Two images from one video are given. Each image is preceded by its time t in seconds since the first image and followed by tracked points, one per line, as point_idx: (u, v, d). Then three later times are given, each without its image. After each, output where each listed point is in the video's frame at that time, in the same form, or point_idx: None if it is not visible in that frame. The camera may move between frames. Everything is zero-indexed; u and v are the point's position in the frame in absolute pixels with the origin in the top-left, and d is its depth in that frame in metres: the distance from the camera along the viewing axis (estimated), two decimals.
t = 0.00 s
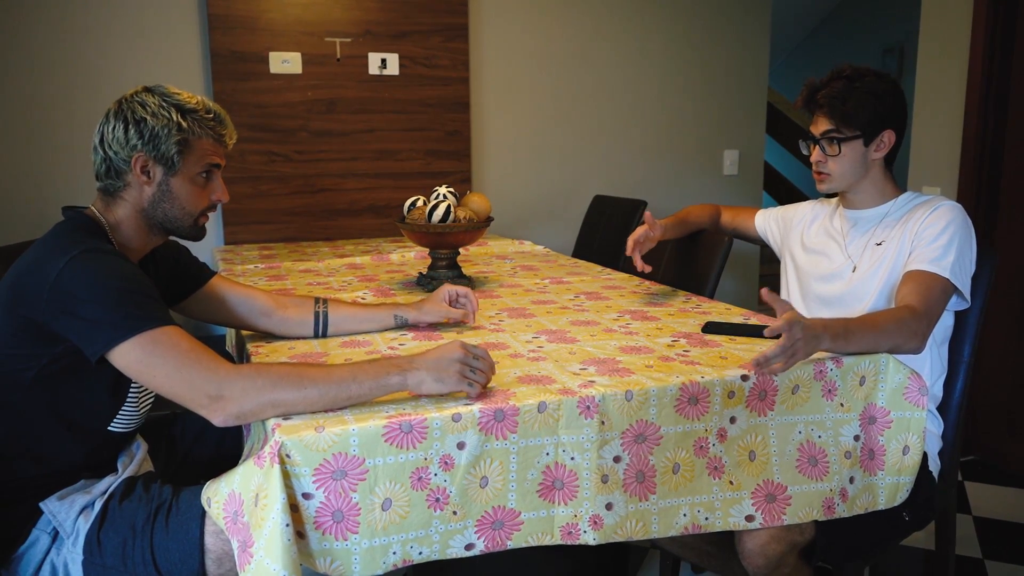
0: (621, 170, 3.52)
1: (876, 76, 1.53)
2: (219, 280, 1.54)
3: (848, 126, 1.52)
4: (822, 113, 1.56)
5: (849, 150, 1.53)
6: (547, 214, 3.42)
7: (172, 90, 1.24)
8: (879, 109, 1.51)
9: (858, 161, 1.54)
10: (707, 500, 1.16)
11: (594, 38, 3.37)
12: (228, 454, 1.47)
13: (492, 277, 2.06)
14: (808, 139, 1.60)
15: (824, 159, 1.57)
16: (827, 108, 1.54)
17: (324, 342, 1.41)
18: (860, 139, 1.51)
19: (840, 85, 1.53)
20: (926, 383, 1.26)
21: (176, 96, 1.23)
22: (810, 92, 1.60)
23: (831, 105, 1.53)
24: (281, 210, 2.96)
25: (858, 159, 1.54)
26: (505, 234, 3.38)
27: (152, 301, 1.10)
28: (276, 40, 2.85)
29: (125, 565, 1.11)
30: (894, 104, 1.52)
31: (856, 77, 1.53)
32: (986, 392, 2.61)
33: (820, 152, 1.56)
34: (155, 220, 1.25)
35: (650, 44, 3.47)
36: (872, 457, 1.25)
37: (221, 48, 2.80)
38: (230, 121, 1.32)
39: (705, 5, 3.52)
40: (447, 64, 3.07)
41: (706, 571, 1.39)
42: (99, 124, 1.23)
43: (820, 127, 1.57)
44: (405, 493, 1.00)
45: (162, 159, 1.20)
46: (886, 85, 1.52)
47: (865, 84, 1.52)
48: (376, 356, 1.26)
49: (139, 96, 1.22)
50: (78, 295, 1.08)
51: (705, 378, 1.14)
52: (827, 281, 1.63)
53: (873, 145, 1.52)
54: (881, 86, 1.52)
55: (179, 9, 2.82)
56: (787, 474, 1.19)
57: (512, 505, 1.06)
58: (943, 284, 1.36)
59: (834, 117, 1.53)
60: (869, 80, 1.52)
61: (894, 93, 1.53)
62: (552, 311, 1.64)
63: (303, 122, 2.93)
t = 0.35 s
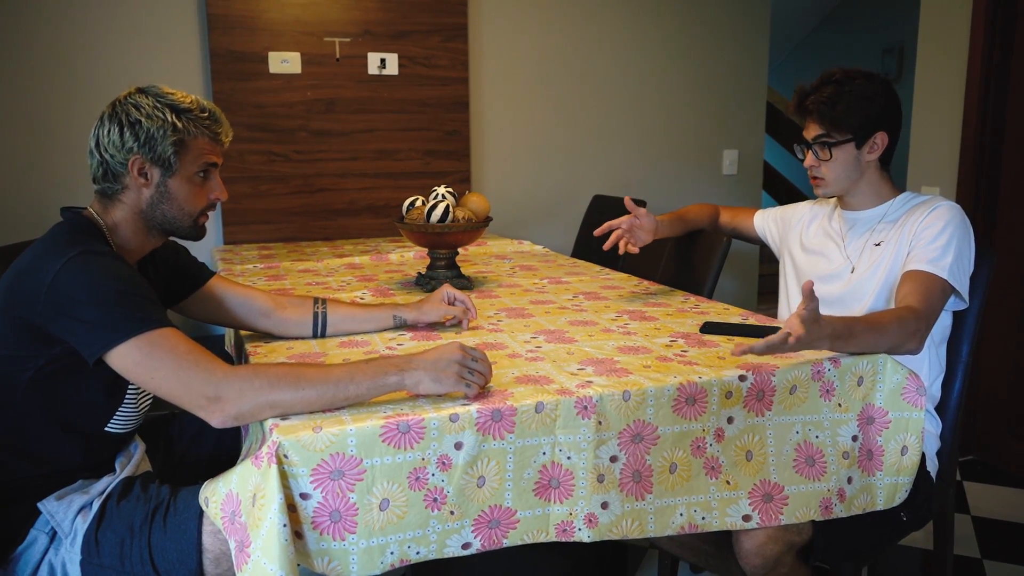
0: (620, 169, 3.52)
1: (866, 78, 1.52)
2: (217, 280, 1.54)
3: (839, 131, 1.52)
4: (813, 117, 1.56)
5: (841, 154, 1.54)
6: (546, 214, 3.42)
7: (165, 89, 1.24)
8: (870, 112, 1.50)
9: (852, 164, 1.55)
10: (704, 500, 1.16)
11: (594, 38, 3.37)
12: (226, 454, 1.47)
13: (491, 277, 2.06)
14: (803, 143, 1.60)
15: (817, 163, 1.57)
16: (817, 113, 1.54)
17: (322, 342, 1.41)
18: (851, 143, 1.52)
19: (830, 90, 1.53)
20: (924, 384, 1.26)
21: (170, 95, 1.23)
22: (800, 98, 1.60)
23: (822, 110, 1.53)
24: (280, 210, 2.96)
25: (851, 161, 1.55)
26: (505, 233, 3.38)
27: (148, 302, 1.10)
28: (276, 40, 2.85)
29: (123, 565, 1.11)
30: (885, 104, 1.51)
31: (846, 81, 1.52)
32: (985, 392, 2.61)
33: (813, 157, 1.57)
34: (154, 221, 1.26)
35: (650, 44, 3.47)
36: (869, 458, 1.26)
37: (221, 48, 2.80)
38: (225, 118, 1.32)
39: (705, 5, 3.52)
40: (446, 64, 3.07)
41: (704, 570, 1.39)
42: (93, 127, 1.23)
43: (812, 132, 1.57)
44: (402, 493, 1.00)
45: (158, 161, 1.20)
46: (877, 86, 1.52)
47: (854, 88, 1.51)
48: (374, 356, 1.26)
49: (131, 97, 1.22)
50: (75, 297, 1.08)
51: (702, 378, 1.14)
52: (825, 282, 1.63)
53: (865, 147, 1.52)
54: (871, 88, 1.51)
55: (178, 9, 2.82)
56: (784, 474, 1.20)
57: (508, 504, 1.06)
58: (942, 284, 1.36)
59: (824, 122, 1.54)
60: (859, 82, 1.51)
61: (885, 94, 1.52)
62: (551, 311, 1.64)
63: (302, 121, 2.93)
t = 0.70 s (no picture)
0: (620, 169, 3.52)
1: (869, 78, 1.52)
2: (218, 279, 1.54)
3: (843, 129, 1.52)
4: (817, 116, 1.56)
5: (845, 152, 1.54)
6: (546, 214, 3.43)
7: (159, 88, 1.24)
8: (873, 111, 1.50)
9: (855, 163, 1.55)
10: (703, 500, 1.16)
11: (594, 37, 3.37)
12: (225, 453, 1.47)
13: (490, 277, 2.06)
14: (805, 142, 1.60)
15: (821, 162, 1.57)
16: (821, 111, 1.54)
17: (322, 341, 1.41)
18: (855, 141, 1.52)
19: (833, 89, 1.53)
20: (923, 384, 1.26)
21: (164, 94, 1.23)
22: (804, 97, 1.60)
23: (826, 109, 1.53)
24: (280, 209, 2.96)
25: (853, 161, 1.55)
26: (505, 233, 3.38)
27: (146, 302, 1.10)
28: (276, 39, 2.85)
29: (122, 564, 1.11)
30: (888, 104, 1.51)
31: (849, 80, 1.52)
32: (984, 392, 2.61)
33: (816, 155, 1.57)
34: (151, 221, 1.26)
35: (650, 44, 3.47)
36: (869, 457, 1.26)
37: (221, 47, 2.80)
38: (220, 116, 1.32)
39: (705, 5, 3.52)
40: (446, 64, 3.07)
41: (703, 569, 1.40)
42: (88, 127, 1.23)
43: (815, 131, 1.57)
44: (401, 492, 1.01)
45: (153, 161, 1.20)
46: (880, 86, 1.52)
47: (858, 87, 1.51)
48: (373, 355, 1.26)
49: (125, 96, 1.21)
50: (72, 297, 1.08)
51: (701, 378, 1.14)
52: (825, 282, 1.63)
53: (869, 145, 1.52)
54: (874, 87, 1.51)
55: (179, 8, 2.82)
56: (783, 474, 1.20)
57: (508, 504, 1.06)
58: (941, 285, 1.36)
59: (828, 120, 1.53)
60: (862, 81, 1.51)
61: (887, 94, 1.52)
62: (550, 311, 1.64)
63: (302, 121, 2.93)
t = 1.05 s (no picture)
0: (620, 169, 3.52)
1: (872, 77, 1.52)
2: (218, 278, 1.54)
3: (846, 129, 1.52)
4: (819, 115, 1.56)
5: (847, 152, 1.53)
6: (546, 214, 3.43)
7: (153, 86, 1.23)
8: (876, 110, 1.51)
9: (857, 163, 1.55)
10: (702, 499, 1.16)
11: (593, 38, 3.37)
12: (224, 453, 1.47)
13: (490, 276, 2.06)
14: (806, 142, 1.60)
15: (823, 161, 1.57)
16: (823, 111, 1.54)
17: (321, 341, 1.42)
18: (858, 141, 1.52)
19: (836, 88, 1.53)
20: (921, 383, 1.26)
21: (157, 92, 1.22)
22: (806, 96, 1.60)
23: (828, 108, 1.53)
24: (280, 209, 2.96)
25: (856, 160, 1.55)
26: (505, 233, 3.38)
27: (145, 301, 1.10)
28: (276, 39, 2.85)
29: (121, 564, 1.12)
30: (890, 103, 1.52)
31: (852, 79, 1.53)
32: (983, 392, 2.61)
33: (818, 155, 1.57)
34: (147, 220, 1.26)
35: (650, 44, 3.47)
36: (867, 457, 1.26)
37: (220, 47, 2.80)
38: (215, 113, 1.31)
39: (705, 4, 3.52)
40: (446, 63, 3.07)
41: (703, 568, 1.40)
42: (82, 126, 1.23)
43: (818, 130, 1.57)
44: (400, 492, 1.01)
45: (148, 161, 1.21)
46: (882, 86, 1.52)
47: (860, 86, 1.51)
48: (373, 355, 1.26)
49: (118, 95, 1.21)
50: (71, 297, 1.08)
51: (699, 378, 1.14)
52: (825, 282, 1.63)
53: (871, 145, 1.53)
54: (877, 87, 1.52)
55: (178, 8, 2.82)
56: (781, 474, 1.20)
57: (506, 503, 1.06)
58: (939, 284, 1.36)
59: (831, 120, 1.53)
60: (865, 81, 1.51)
61: (889, 93, 1.52)
62: (549, 310, 1.64)
63: (302, 120, 2.93)
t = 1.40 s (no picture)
0: (620, 169, 3.52)
1: (871, 76, 1.52)
2: (218, 277, 1.55)
3: (845, 129, 1.52)
4: (819, 116, 1.55)
5: (847, 152, 1.53)
6: (546, 213, 3.43)
7: (151, 85, 1.23)
8: (876, 110, 1.51)
9: (858, 163, 1.55)
10: (700, 499, 1.17)
11: (593, 38, 3.37)
12: (224, 452, 1.47)
13: (490, 276, 2.07)
14: (806, 142, 1.60)
15: (823, 162, 1.57)
16: (823, 111, 1.54)
17: (320, 341, 1.42)
18: (858, 141, 1.52)
19: (835, 88, 1.53)
20: (920, 384, 1.26)
21: (155, 92, 1.23)
22: (806, 97, 1.60)
23: (828, 109, 1.53)
24: (279, 208, 2.96)
25: (856, 160, 1.55)
26: (505, 233, 3.38)
27: (146, 300, 1.10)
28: (276, 39, 2.85)
29: (121, 563, 1.12)
30: (890, 103, 1.52)
31: (851, 79, 1.53)
32: (983, 391, 2.61)
33: (818, 155, 1.57)
34: (147, 220, 1.26)
35: (649, 44, 3.47)
36: (865, 457, 1.26)
37: (220, 46, 2.80)
38: (214, 112, 1.31)
39: (705, 4, 3.52)
40: (446, 63, 3.07)
41: (702, 569, 1.41)
42: (81, 126, 1.23)
43: (817, 131, 1.57)
44: (399, 491, 1.01)
45: (147, 160, 1.21)
46: (881, 85, 1.52)
47: (859, 85, 1.51)
48: (373, 356, 1.26)
49: (117, 95, 1.21)
50: (71, 296, 1.08)
51: (698, 378, 1.15)
52: (824, 283, 1.63)
53: (871, 145, 1.53)
54: (877, 86, 1.52)
55: (179, 8, 2.82)
56: (780, 474, 1.20)
57: (505, 502, 1.06)
58: (939, 285, 1.36)
59: (831, 120, 1.53)
60: (864, 80, 1.51)
61: (888, 93, 1.52)
62: (549, 310, 1.64)
63: (302, 120, 2.93)
